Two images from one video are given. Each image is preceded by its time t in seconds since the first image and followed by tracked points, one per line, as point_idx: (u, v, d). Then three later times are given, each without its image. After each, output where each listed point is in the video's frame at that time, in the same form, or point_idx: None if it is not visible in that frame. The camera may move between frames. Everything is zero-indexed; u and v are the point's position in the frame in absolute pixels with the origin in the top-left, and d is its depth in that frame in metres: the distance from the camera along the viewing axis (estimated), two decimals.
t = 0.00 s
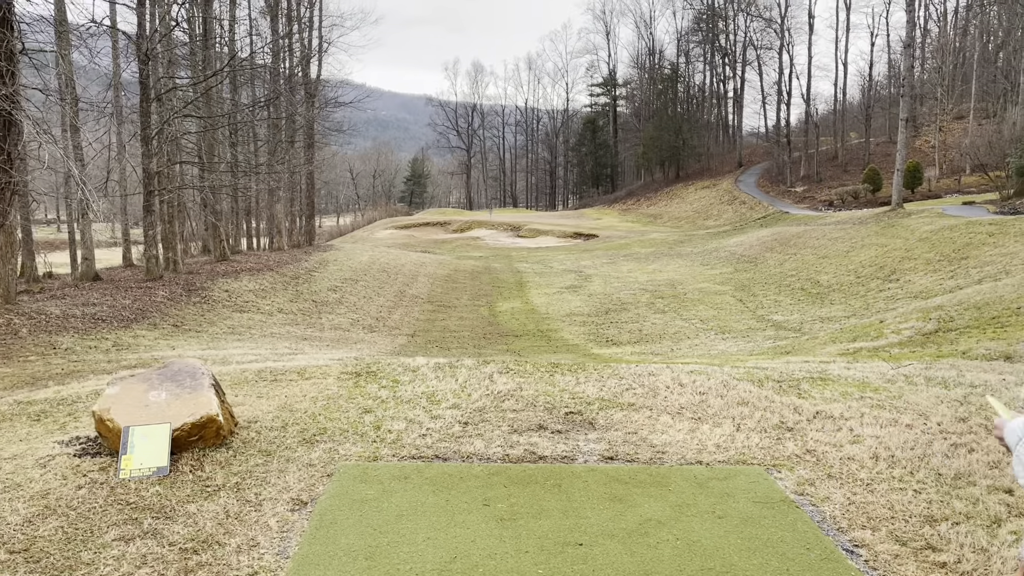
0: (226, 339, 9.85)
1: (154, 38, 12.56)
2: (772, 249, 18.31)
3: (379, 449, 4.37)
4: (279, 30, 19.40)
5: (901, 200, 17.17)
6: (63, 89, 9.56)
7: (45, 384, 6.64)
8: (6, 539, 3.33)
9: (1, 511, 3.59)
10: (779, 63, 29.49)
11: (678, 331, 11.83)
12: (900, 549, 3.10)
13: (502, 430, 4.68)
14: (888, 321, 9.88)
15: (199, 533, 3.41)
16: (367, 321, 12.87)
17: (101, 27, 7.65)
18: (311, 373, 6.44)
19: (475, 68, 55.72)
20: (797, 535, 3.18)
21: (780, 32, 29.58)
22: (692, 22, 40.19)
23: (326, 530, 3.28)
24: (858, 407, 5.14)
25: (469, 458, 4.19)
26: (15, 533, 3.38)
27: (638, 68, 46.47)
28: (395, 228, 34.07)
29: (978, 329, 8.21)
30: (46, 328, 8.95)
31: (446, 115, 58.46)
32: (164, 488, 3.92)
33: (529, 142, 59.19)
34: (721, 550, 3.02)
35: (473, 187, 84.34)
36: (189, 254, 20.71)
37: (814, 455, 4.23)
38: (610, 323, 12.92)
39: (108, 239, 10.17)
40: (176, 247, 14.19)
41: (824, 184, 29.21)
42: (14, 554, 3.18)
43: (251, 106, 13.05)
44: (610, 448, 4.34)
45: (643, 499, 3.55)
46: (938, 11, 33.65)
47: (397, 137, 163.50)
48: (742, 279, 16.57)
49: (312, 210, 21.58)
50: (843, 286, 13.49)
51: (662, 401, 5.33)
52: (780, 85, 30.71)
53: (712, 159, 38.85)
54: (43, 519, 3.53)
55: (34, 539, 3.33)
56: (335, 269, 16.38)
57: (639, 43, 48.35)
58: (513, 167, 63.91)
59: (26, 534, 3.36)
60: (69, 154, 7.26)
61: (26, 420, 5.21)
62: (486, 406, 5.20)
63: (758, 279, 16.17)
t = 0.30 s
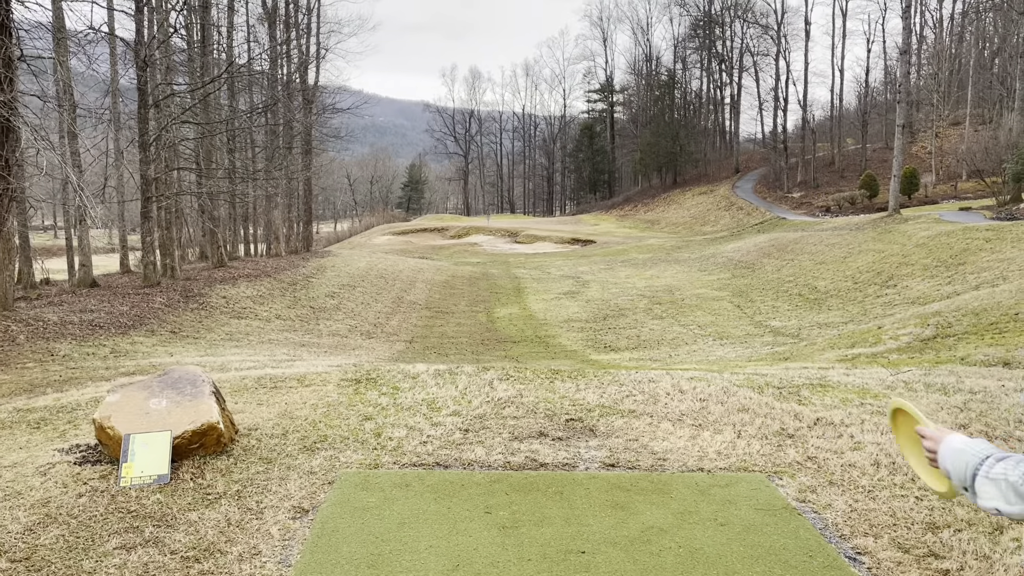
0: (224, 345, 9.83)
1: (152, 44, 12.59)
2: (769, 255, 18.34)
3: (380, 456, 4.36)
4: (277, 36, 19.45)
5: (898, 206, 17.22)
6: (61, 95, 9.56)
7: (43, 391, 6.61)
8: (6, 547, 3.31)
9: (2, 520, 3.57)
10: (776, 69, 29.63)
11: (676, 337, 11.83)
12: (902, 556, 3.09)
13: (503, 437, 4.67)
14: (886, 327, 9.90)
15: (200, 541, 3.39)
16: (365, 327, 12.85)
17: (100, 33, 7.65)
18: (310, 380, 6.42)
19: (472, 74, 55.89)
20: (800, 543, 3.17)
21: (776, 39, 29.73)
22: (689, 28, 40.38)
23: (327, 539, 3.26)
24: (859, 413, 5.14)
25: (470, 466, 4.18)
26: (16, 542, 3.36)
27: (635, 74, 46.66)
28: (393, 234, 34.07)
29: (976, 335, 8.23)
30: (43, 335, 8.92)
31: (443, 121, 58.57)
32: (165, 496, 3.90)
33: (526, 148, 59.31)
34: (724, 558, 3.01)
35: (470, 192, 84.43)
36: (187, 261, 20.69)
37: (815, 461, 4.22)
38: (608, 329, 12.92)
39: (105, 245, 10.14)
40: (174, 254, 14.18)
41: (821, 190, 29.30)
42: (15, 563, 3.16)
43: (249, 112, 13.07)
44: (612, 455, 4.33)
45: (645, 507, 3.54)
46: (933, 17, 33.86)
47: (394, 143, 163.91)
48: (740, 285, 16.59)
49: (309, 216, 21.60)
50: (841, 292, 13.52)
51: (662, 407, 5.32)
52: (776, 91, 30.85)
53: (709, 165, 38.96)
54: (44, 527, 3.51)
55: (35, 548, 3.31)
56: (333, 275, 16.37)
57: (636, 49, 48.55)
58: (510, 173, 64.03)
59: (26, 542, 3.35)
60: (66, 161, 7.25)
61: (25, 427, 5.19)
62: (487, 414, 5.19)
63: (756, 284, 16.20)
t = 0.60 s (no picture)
0: (222, 351, 9.80)
1: (151, 51, 12.61)
2: (768, 261, 18.37)
3: (380, 464, 4.34)
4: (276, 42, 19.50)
5: (897, 212, 17.25)
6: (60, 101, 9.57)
7: (41, 397, 6.59)
8: (6, 556, 3.30)
9: (2, 528, 3.55)
10: (773, 76, 29.78)
11: (675, 344, 11.82)
12: (905, 565, 3.08)
13: (504, 444, 4.65)
14: (885, 333, 9.90)
15: (200, 549, 3.38)
16: (363, 333, 12.83)
17: (99, 38, 7.66)
18: (309, 387, 6.40)
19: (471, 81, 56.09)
20: (802, 550, 3.16)
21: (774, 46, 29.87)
22: (687, 36, 40.59)
23: (328, 546, 3.25)
24: (859, 420, 5.13)
25: (471, 473, 4.16)
26: (16, 550, 3.35)
27: (633, 81, 46.86)
28: (391, 240, 34.09)
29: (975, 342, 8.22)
30: (41, 341, 8.90)
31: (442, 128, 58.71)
32: (165, 503, 3.88)
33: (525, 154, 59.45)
34: (726, 565, 3.00)
35: (468, 198, 84.53)
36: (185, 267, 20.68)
37: (816, 469, 4.21)
38: (607, 336, 12.91)
39: (104, 251, 10.12)
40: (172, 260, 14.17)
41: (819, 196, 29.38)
42: (15, 572, 3.15)
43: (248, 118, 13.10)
44: (612, 462, 4.32)
45: (646, 515, 3.53)
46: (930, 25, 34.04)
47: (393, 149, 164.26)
48: (738, 292, 16.60)
49: (307, 222, 21.62)
50: (839, 298, 13.53)
51: (662, 414, 5.31)
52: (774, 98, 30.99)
53: (707, 171, 39.04)
54: (43, 535, 3.49)
55: (34, 556, 3.30)
56: (331, 281, 16.36)
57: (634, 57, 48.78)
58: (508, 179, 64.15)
59: (26, 550, 3.34)
60: (65, 167, 7.26)
61: (24, 434, 5.17)
62: (487, 421, 5.18)
63: (754, 291, 16.21)
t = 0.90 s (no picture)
0: (222, 357, 9.79)
1: (152, 56, 12.65)
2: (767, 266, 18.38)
3: (381, 469, 4.33)
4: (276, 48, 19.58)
5: (897, 218, 17.27)
6: (62, 107, 9.58)
7: (40, 403, 6.57)
8: (7, 561, 3.29)
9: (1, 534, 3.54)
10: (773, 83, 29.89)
11: (675, 350, 11.81)
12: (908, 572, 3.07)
13: (505, 449, 4.64)
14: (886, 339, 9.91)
15: (200, 555, 3.36)
16: (363, 339, 12.82)
17: (99, 43, 7.66)
18: (310, 392, 6.38)
19: (471, 87, 56.32)
20: (805, 557, 3.14)
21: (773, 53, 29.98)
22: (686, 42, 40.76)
23: (328, 553, 3.23)
24: (861, 427, 5.13)
25: (472, 479, 4.15)
26: (15, 555, 3.34)
27: (632, 87, 47.01)
28: (391, 245, 34.12)
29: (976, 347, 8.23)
30: (41, 346, 8.89)
31: (442, 133, 58.90)
32: (165, 509, 3.86)
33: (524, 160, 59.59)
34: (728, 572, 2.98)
35: (468, 204, 84.68)
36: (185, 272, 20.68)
37: (817, 475, 4.20)
38: (607, 341, 12.90)
39: (103, 256, 10.11)
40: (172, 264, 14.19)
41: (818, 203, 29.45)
42: None
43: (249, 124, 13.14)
44: (613, 468, 4.31)
45: (648, 521, 3.52)
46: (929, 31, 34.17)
47: (393, 155, 164.64)
48: (738, 298, 16.59)
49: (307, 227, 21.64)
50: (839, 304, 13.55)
51: (663, 420, 5.30)
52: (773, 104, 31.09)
53: (707, 177, 39.15)
54: (44, 541, 3.48)
55: (34, 562, 3.29)
56: (331, 287, 16.37)
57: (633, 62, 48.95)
58: (508, 185, 64.29)
59: (26, 556, 3.33)
60: (65, 172, 7.27)
61: (23, 439, 5.16)
62: (488, 426, 5.17)
63: (754, 297, 16.23)
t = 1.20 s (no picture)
0: (222, 361, 9.79)
1: (153, 61, 12.70)
2: (768, 272, 18.38)
3: (382, 474, 4.32)
4: (277, 53, 19.65)
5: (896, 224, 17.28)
6: (64, 111, 9.60)
7: (41, 407, 6.57)
8: (7, 565, 3.28)
9: (1, 538, 3.53)
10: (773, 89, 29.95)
11: (676, 355, 11.79)
12: None
13: (505, 455, 4.63)
14: (886, 345, 9.90)
15: (201, 560, 3.35)
16: (363, 343, 12.81)
17: (102, 48, 7.69)
18: (310, 397, 6.37)
19: (472, 92, 56.50)
20: (805, 563, 3.13)
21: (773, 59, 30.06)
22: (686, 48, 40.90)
23: (329, 558, 3.23)
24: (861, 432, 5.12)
25: (472, 484, 4.14)
26: (16, 559, 3.33)
27: (633, 93, 47.12)
28: (391, 250, 34.14)
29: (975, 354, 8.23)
30: (42, 350, 8.89)
31: (443, 138, 59.02)
32: (165, 513, 3.85)
33: (525, 165, 59.70)
34: None
35: (468, 209, 84.79)
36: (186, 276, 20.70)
37: (818, 481, 4.19)
38: (607, 346, 12.89)
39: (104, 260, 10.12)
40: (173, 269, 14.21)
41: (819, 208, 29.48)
42: None
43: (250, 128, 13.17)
44: (614, 474, 4.30)
45: (649, 527, 3.51)
46: (929, 37, 34.26)
47: (394, 159, 165.13)
48: (739, 303, 16.59)
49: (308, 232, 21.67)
50: (839, 310, 13.55)
51: (663, 426, 5.29)
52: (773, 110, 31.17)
53: (707, 183, 39.22)
54: (44, 545, 3.47)
55: (35, 566, 3.28)
56: (331, 291, 16.39)
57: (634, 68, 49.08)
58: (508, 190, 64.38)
59: (26, 560, 3.32)
60: (66, 177, 7.29)
61: (24, 444, 5.14)
62: (488, 431, 5.16)
63: (754, 302, 16.22)
